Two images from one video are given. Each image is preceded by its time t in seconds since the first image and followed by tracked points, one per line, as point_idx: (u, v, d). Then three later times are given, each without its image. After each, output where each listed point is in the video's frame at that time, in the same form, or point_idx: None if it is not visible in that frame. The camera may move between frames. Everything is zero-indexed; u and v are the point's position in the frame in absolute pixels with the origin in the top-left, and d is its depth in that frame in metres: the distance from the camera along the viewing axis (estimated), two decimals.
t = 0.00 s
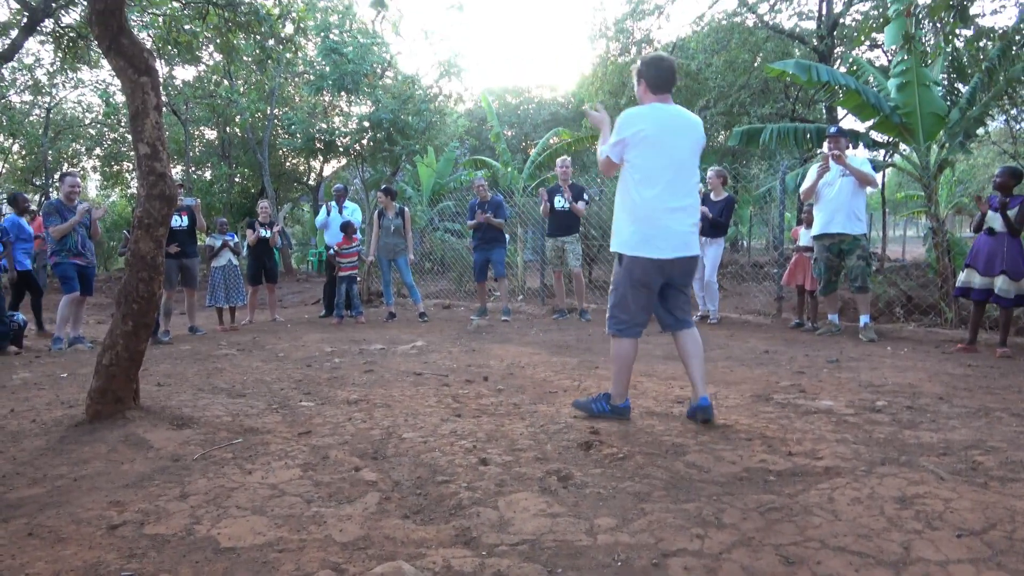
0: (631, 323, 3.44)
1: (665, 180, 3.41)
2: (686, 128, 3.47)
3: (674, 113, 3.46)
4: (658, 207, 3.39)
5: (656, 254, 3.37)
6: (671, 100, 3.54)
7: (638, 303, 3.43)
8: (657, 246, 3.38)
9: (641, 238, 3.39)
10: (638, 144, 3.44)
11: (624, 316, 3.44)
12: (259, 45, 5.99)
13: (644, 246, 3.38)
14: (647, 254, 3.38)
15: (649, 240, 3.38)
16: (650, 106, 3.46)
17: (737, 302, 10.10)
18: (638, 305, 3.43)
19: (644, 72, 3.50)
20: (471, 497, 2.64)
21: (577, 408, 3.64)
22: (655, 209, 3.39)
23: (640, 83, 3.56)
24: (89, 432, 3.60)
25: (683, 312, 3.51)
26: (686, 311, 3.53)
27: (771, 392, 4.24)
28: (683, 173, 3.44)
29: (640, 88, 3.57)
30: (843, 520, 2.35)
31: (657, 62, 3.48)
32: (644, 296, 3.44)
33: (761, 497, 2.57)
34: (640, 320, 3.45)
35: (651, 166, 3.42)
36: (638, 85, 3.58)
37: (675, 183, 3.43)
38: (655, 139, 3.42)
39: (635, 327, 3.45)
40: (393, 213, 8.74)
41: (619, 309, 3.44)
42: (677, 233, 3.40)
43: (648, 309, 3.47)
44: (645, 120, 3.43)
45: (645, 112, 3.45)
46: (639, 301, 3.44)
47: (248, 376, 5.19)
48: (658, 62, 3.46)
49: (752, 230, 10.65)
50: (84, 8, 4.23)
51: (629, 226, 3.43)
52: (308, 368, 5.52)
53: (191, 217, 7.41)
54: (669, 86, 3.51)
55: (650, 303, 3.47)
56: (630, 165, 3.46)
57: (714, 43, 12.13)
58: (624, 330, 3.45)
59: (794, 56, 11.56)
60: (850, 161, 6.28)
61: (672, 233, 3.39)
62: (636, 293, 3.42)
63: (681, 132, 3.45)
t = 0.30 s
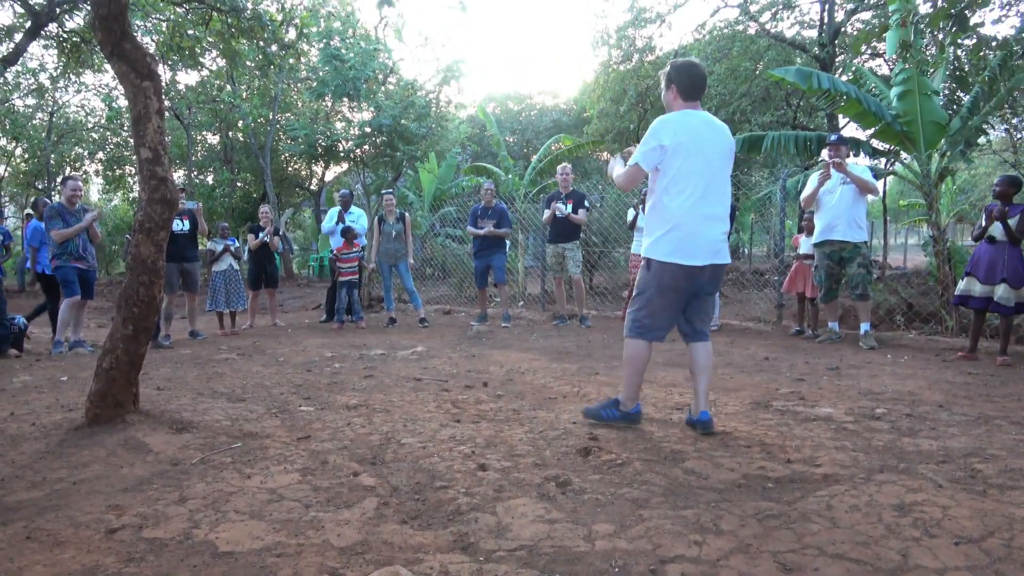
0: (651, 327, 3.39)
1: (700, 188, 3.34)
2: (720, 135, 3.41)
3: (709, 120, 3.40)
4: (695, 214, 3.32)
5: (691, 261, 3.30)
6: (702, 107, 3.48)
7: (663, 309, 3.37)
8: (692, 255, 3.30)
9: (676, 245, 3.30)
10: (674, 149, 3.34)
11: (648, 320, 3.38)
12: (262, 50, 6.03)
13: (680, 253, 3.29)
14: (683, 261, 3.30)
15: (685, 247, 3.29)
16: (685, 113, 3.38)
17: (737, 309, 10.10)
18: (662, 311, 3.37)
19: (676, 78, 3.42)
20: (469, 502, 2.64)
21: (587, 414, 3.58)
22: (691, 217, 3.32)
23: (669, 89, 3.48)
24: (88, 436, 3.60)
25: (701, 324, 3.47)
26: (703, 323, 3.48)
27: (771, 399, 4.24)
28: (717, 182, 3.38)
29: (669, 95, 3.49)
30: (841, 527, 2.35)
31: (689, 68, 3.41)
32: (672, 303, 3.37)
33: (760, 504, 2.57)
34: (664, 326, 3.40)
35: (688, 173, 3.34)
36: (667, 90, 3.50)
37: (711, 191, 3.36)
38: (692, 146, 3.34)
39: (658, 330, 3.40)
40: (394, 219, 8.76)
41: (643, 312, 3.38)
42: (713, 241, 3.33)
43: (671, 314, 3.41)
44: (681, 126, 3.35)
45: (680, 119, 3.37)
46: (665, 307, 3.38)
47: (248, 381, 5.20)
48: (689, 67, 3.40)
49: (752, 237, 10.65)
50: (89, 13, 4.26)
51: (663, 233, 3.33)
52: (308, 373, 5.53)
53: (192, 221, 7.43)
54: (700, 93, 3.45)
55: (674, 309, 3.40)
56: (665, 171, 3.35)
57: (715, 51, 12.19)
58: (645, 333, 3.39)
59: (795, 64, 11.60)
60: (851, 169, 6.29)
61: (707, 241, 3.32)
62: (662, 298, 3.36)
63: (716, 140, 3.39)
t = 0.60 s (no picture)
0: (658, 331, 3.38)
1: (707, 194, 3.36)
2: (726, 139, 3.43)
3: (716, 124, 3.41)
4: (703, 218, 3.34)
5: (699, 266, 3.32)
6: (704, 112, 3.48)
7: (667, 315, 3.37)
8: (700, 260, 3.33)
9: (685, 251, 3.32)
10: (685, 152, 3.31)
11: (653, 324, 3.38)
12: (261, 57, 6.07)
13: (689, 257, 3.32)
14: (691, 265, 3.32)
15: (694, 251, 3.32)
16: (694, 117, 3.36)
17: (734, 319, 10.12)
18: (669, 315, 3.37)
19: (682, 83, 3.41)
20: (462, 510, 2.64)
21: (619, 434, 3.47)
22: (699, 222, 3.33)
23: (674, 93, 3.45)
24: (82, 442, 3.60)
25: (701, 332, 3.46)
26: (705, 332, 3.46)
27: (766, 408, 4.24)
28: (722, 187, 3.42)
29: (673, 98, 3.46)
30: (833, 537, 2.35)
31: (695, 73, 3.41)
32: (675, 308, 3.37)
33: (753, 513, 2.57)
34: (675, 333, 3.39)
35: (697, 177, 3.34)
36: (672, 93, 3.47)
37: (718, 194, 3.39)
38: (701, 150, 3.34)
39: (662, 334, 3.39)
40: (392, 226, 8.78)
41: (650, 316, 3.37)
42: (719, 246, 3.37)
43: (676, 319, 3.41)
44: (691, 131, 3.33)
45: (689, 123, 3.35)
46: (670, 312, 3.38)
47: (243, 387, 5.19)
48: (694, 73, 3.40)
49: (749, 246, 10.67)
50: (88, 20, 4.28)
51: (672, 236, 3.33)
52: (304, 380, 5.52)
53: (190, 227, 7.44)
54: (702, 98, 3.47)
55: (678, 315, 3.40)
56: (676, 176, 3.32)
57: (714, 61, 12.27)
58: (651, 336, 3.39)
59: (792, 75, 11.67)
60: (847, 179, 6.32)
61: (713, 247, 3.36)
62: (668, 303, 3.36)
63: (723, 144, 3.41)
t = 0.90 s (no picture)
0: (644, 340, 3.41)
1: (701, 206, 3.36)
2: (719, 151, 3.45)
3: (707, 138, 3.44)
4: (699, 230, 3.34)
5: (695, 277, 3.31)
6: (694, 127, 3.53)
7: (655, 323, 3.39)
8: (698, 270, 3.31)
9: (682, 262, 3.31)
10: (677, 166, 3.33)
11: (640, 333, 3.40)
12: (257, 64, 6.08)
13: (685, 269, 3.30)
14: (688, 277, 3.31)
15: (690, 263, 3.30)
16: (682, 132, 3.40)
17: (730, 322, 10.14)
18: (655, 322, 3.39)
19: (668, 100, 3.48)
20: (459, 520, 2.65)
21: (621, 440, 3.51)
22: (695, 234, 3.33)
23: (662, 112, 3.52)
24: (78, 454, 3.59)
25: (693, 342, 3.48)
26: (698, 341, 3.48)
27: (763, 413, 4.25)
28: (717, 198, 3.42)
29: (661, 118, 3.53)
30: (829, 544, 2.36)
31: (681, 92, 3.49)
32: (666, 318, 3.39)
33: (750, 520, 2.57)
34: (648, 335, 3.42)
35: (691, 189, 3.35)
36: (660, 112, 3.54)
37: (713, 207, 3.39)
38: (693, 162, 3.35)
39: (648, 341, 3.42)
40: (387, 232, 8.77)
41: (637, 325, 3.39)
42: (717, 256, 3.35)
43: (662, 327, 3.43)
44: (682, 144, 3.36)
45: (679, 136, 3.39)
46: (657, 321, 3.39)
47: (240, 396, 5.18)
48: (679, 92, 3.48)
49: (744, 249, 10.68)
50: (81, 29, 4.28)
51: (666, 249, 3.33)
52: (300, 388, 5.51)
53: (186, 234, 7.44)
54: (691, 116, 3.53)
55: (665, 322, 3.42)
56: (670, 189, 3.34)
57: (707, 64, 12.26)
58: (637, 344, 3.41)
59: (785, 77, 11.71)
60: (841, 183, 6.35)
61: (712, 258, 3.33)
62: (656, 312, 3.37)
63: (716, 156, 3.42)
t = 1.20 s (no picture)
0: (647, 370, 3.33)
1: (677, 224, 3.35)
2: (698, 166, 3.42)
3: (687, 151, 3.41)
4: (674, 246, 3.33)
5: (673, 296, 3.31)
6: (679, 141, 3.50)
7: (654, 350, 3.35)
8: (672, 289, 3.31)
9: (657, 281, 3.31)
10: (650, 184, 3.33)
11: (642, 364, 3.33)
12: (257, 85, 6.11)
13: (660, 286, 3.31)
14: (663, 295, 3.31)
15: (664, 280, 3.31)
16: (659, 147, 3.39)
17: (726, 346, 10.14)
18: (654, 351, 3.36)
19: (650, 116, 3.48)
20: (456, 544, 2.61)
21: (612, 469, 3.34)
22: (669, 252, 3.33)
23: (645, 127, 3.51)
24: (69, 475, 3.55)
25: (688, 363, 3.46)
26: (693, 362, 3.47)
27: (760, 438, 4.23)
28: (694, 213, 3.39)
29: (645, 132, 3.52)
30: (830, 571, 2.34)
31: (664, 105, 3.47)
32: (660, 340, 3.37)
33: (749, 546, 2.55)
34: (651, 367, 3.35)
35: (665, 206, 3.35)
36: (643, 128, 3.53)
37: (690, 222, 3.37)
38: (669, 179, 3.35)
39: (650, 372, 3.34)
40: (384, 253, 8.77)
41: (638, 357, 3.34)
42: (693, 273, 3.34)
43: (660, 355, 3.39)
44: (656, 161, 3.35)
45: (655, 153, 3.38)
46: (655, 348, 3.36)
47: (234, 417, 5.14)
48: (660, 107, 3.47)
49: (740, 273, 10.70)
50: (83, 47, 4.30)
51: (642, 268, 3.35)
52: (295, 409, 5.47)
53: (182, 253, 7.42)
54: (675, 129, 3.50)
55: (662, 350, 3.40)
56: (643, 207, 3.35)
57: (703, 90, 12.37)
58: (640, 376, 3.33)
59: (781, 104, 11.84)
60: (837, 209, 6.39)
61: (687, 276, 3.33)
62: (652, 339, 3.35)
63: (694, 170, 3.40)
